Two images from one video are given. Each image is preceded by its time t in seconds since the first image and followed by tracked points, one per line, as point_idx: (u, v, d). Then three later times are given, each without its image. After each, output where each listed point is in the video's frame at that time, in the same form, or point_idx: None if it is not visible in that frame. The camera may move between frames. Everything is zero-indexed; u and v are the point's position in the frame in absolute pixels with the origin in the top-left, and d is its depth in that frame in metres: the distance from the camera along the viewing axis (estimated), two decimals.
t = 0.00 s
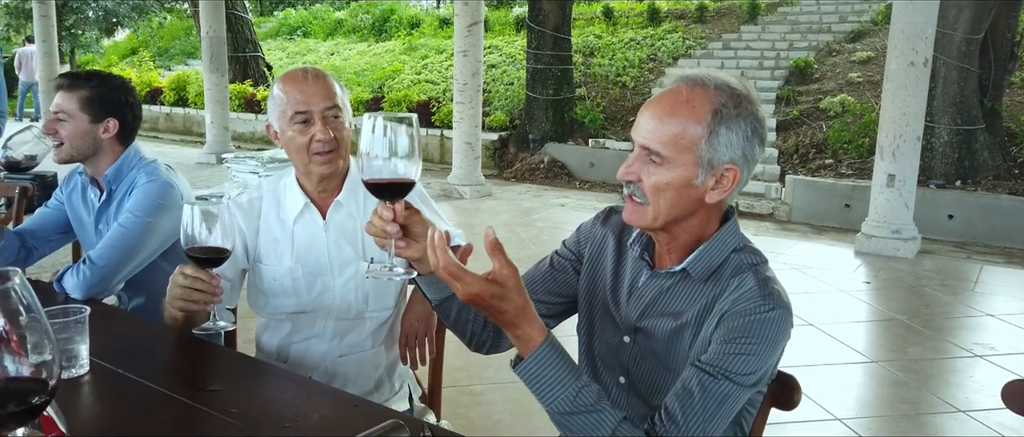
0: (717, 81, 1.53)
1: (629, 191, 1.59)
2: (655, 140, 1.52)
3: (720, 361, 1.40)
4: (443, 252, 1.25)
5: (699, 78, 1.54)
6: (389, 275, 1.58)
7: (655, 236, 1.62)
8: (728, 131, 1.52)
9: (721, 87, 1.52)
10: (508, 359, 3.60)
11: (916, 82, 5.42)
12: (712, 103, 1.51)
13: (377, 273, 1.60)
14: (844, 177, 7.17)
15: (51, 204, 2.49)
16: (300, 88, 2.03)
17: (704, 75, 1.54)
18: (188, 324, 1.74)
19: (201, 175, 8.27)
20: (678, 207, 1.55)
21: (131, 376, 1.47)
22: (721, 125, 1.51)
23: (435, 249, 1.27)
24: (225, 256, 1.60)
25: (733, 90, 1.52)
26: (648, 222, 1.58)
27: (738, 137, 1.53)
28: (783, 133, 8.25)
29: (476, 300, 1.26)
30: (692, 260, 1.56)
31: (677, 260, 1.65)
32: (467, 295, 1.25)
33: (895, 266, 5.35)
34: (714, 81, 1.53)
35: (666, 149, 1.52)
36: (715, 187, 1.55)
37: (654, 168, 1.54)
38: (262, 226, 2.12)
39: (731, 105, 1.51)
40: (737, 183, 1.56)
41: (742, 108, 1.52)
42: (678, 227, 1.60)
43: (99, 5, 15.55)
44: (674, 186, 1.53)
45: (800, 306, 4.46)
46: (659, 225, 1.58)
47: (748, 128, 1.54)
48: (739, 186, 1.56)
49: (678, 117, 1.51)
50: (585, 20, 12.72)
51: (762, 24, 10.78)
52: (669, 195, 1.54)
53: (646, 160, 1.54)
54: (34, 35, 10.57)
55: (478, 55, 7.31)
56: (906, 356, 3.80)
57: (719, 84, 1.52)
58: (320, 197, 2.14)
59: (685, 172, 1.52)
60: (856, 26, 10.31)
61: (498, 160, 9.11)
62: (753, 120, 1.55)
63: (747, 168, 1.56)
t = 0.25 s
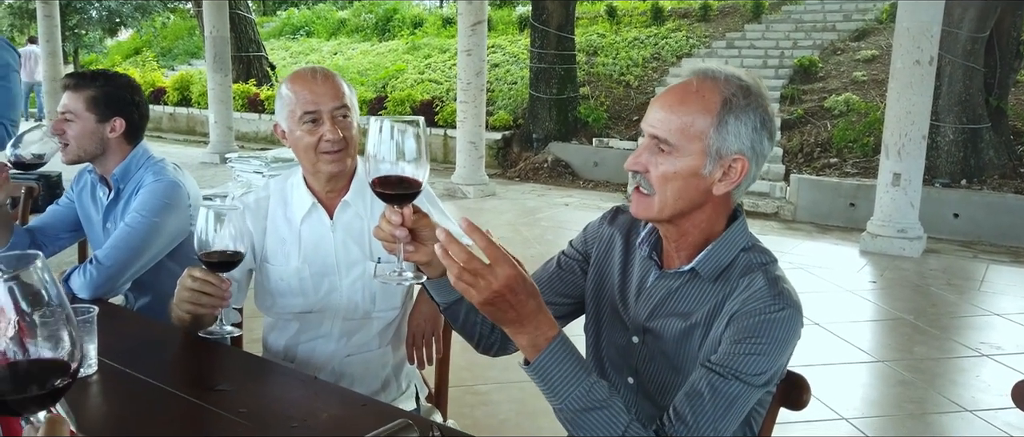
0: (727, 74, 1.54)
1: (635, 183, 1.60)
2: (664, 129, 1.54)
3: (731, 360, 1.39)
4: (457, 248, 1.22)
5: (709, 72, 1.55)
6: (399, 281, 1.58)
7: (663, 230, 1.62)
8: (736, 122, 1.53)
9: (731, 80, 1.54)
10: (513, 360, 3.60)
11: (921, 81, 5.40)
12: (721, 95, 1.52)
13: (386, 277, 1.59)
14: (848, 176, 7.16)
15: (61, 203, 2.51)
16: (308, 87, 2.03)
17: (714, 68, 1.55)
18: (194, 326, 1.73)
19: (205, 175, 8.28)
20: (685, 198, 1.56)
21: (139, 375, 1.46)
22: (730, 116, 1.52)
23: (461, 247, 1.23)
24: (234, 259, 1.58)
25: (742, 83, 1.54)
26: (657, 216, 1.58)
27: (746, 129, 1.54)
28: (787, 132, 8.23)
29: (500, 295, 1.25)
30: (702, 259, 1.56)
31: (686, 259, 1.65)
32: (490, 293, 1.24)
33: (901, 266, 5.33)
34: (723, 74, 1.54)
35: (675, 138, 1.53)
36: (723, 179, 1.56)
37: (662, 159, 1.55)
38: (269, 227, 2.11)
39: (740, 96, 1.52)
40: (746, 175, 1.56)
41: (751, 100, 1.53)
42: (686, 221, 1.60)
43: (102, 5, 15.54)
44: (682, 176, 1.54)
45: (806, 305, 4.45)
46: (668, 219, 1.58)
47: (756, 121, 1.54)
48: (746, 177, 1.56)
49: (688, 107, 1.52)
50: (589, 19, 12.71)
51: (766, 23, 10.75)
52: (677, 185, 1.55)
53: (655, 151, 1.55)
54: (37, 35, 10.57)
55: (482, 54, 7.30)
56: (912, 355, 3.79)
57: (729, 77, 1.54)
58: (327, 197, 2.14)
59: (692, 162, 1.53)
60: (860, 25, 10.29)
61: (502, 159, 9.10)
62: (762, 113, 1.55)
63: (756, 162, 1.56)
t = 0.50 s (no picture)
0: (731, 67, 1.54)
1: (640, 177, 1.59)
2: (668, 121, 1.53)
3: (738, 357, 1.37)
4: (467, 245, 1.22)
5: (713, 65, 1.55)
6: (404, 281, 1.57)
7: (667, 225, 1.61)
8: (740, 113, 1.52)
9: (735, 73, 1.53)
10: (517, 359, 3.58)
11: (926, 79, 5.38)
12: (724, 88, 1.51)
13: (392, 278, 1.58)
14: (853, 175, 7.14)
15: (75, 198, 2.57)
16: (313, 84, 2.02)
17: (719, 62, 1.55)
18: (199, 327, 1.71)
19: (208, 174, 8.28)
20: (689, 191, 1.55)
21: (143, 373, 1.45)
22: (734, 108, 1.51)
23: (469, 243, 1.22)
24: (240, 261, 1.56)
25: (745, 76, 1.53)
26: (661, 210, 1.56)
27: (750, 122, 1.53)
28: (791, 131, 8.22)
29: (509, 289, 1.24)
30: (708, 255, 1.54)
31: (691, 256, 1.63)
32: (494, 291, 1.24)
33: (906, 265, 5.31)
34: (728, 68, 1.54)
35: (678, 130, 1.53)
36: (728, 172, 1.55)
37: (667, 152, 1.54)
38: (273, 226, 2.10)
39: (744, 87, 1.52)
40: (751, 168, 1.55)
41: (755, 92, 1.52)
42: (691, 215, 1.59)
43: (105, 5, 15.53)
44: (686, 169, 1.54)
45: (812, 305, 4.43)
46: (673, 213, 1.56)
47: (761, 114, 1.54)
48: (751, 169, 1.55)
49: (691, 99, 1.52)
50: (592, 17, 12.69)
51: (770, 21, 10.72)
52: (681, 177, 1.54)
53: (659, 143, 1.54)
54: (40, 34, 10.57)
55: (485, 53, 7.29)
56: (918, 354, 3.77)
57: (732, 71, 1.53)
58: (331, 195, 2.13)
59: (696, 154, 1.53)
60: (864, 23, 10.26)
61: (505, 158, 9.08)
62: (767, 106, 1.55)
63: (760, 155, 1.55)
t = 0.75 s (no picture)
0: (728, 64, 1.53)
1: (640, 175, 1.58)
2: (666, 119, 1.52)
3: (738, 359, 1.36)
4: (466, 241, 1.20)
5: (710, 63, 1.54)
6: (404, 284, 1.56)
7: (667, 224, 1.60)
8: (738, 109, 1.51)
9: (732, 68, 1.52)
10: (519, 359, 3.57)
11: (930, 78, 5.36)
12: (721, 84, 1.50)
13: (392, 281, 1.57)
14: (856, 174, 7.12)
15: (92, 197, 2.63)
16: (313, 84, 2.00)
17: (715, 59, 1.54)
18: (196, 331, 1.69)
19: (209, 173, 8.27)
20: (688, 189, 1.54)
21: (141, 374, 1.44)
22: (731, 104, 1.50)
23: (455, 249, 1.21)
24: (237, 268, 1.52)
25: (743, 72, 1.52)
26: (660, 208, 1.55)
27: (747, 118, 1.51)
28: (794, 130, 8.20)
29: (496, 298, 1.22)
30: (709, 255, 1.53)
31: (693, 256, 1.62)
32: (490, 291, 1.21)
33: (909, 264, 5.29)
34: (725, 63, 1.53)
35: (676, 126, 1.52)
36: (727, 168, 1.53)
37: (665, 149, 1.54)
38: (272, 225, 2.09)
39: (742, 83, 1.50)
40: (749, 164, 1.53)
41: (752, 88, 1.51)
42: (691, 214, 1.58)
43: (107, 4, 15.53)
44: (684, 165, 1.52)
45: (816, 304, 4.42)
46: (672, 211, 1.55)
47: (758, 110, 1.52)
48: (750, 166, 1.53)
49: (688, 96, 1.51)
50: (594, 16, 12.68)
51: (773, 20, 10.69)
52: (680, 175, 1.53)
53: (657, 141, 1.53)
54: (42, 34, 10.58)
55: (487, 52, 7.28)
56: (922, 354, 3.75)
57: (729, 66, 1.52)
58: (331, 195, 2.12)
59: (694, 151, 1.52)
60: (868, 22, 10.24)
61: (507, 157, 9.06)
62: (765, 102, 1.53)
63: (759, 151, 1.54)
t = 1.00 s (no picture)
0: (728, 62, 1.53)
1: (639, 173, 1.58)
2: (665, 115, 1.53)
3: (737, 358, 1.36)
4: (468, 239, 1.19)
5: (710, 61, 1.54)
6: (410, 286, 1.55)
7: (667, 221, 1.60)
8: (738, 107, 1.51)
9: (732, 67, 1.52)
10: (520, 359, 3.57)
11: (933, 78, 5.35)
12: (721, 82, 1.50)
13: (396, 283, 1.56)
14: (858, 174, 7.12)
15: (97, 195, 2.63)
16: (314, 84, 2.00)
17: (715, 58, 1.54)
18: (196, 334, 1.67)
19: (211, 173, 8.28)
20: (686, 186, 1.54)
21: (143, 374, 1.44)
22: (731, 102, 1.50)
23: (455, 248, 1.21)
24: (235, 271, 1.51)
25: (744, 70, 1.52)
26: (659, 205, 1.55)
27: (748, 116, 1.51)
28: (796, 130, 8.19)
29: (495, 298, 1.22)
30: (708, 254, 1.52)
31: (692, 255, 1.62)
32: (490, 289, 1.21)
33: (911, 264, 5.29)
34: (725, 62, 1.53)
35: (675, 123, 1.52)
36: (726, 165, 1.53)
37: (664, 146, 1.54)
38: (273, 225, 2.09)
39: (741, 81, 1.50)
40: (749, 162, 1.53)
41: (752, 86, 1.51)
42: (690, 211, 1.58)
43: (109, 5, 15.55)
44: (684, 162, 1.53)
45: (817, 304, 4.41)
46: (671, 208, 1.55)
47: (758, 108, 1.52)
48: (749, 164, 1.53)
49: (688, 93, 1.52)
50: (596, 16, 12.67)
51: (775, 20, 10.67)
52: (678, 171, 1.53)
53: (656, 137, 1.54)
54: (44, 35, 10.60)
55: (489, 52, 7.28)
56: (924, 355, 3.74)
57: (729, 64, 1.52)
58: (332, 195, 2.12)
59: (693, 148, 1.52)
60: (870, 22, 10.22)
61: (509, 157, 9.06)
62: (766, 100, 1.53)
63: (759, 149, 1.54)
